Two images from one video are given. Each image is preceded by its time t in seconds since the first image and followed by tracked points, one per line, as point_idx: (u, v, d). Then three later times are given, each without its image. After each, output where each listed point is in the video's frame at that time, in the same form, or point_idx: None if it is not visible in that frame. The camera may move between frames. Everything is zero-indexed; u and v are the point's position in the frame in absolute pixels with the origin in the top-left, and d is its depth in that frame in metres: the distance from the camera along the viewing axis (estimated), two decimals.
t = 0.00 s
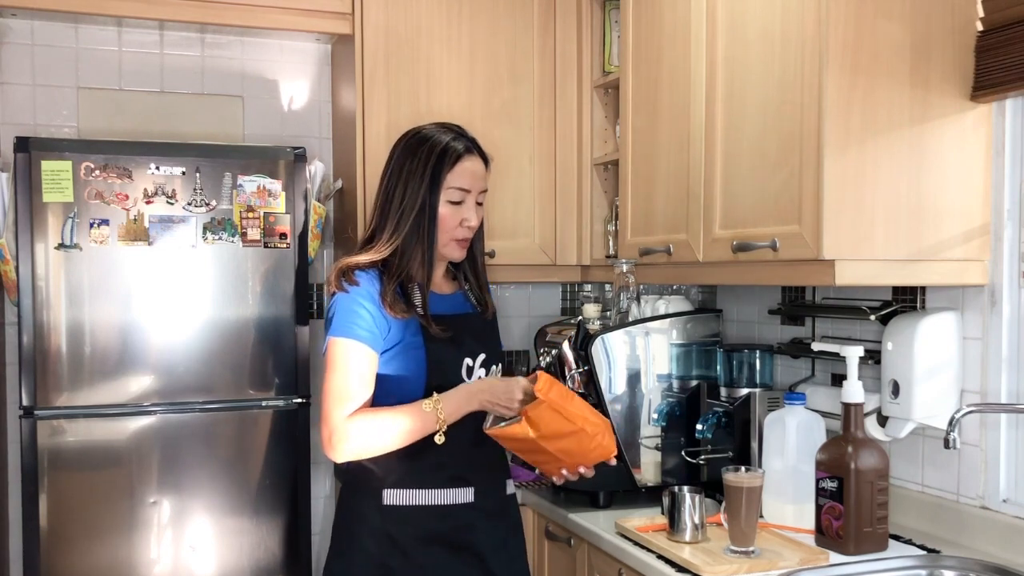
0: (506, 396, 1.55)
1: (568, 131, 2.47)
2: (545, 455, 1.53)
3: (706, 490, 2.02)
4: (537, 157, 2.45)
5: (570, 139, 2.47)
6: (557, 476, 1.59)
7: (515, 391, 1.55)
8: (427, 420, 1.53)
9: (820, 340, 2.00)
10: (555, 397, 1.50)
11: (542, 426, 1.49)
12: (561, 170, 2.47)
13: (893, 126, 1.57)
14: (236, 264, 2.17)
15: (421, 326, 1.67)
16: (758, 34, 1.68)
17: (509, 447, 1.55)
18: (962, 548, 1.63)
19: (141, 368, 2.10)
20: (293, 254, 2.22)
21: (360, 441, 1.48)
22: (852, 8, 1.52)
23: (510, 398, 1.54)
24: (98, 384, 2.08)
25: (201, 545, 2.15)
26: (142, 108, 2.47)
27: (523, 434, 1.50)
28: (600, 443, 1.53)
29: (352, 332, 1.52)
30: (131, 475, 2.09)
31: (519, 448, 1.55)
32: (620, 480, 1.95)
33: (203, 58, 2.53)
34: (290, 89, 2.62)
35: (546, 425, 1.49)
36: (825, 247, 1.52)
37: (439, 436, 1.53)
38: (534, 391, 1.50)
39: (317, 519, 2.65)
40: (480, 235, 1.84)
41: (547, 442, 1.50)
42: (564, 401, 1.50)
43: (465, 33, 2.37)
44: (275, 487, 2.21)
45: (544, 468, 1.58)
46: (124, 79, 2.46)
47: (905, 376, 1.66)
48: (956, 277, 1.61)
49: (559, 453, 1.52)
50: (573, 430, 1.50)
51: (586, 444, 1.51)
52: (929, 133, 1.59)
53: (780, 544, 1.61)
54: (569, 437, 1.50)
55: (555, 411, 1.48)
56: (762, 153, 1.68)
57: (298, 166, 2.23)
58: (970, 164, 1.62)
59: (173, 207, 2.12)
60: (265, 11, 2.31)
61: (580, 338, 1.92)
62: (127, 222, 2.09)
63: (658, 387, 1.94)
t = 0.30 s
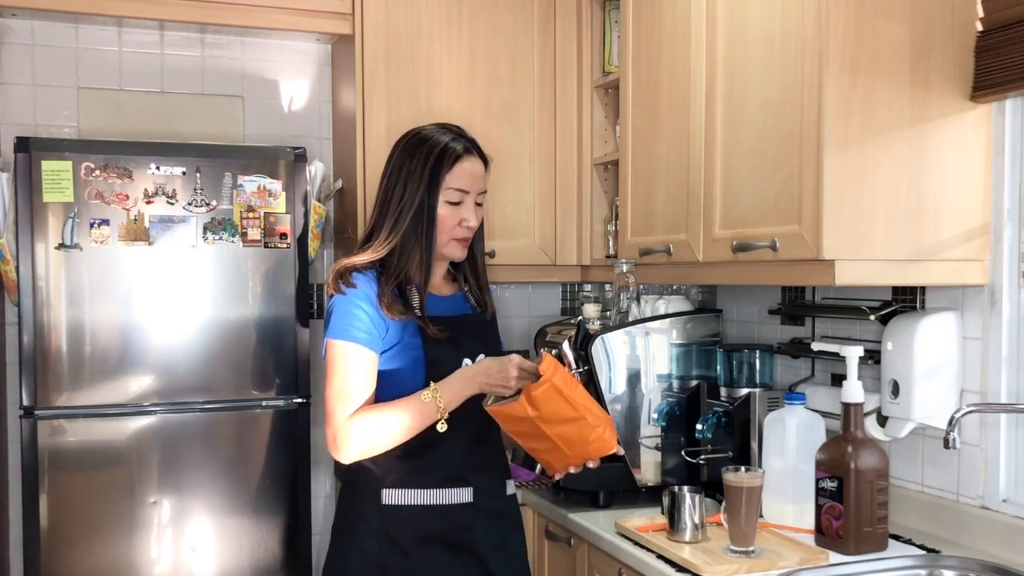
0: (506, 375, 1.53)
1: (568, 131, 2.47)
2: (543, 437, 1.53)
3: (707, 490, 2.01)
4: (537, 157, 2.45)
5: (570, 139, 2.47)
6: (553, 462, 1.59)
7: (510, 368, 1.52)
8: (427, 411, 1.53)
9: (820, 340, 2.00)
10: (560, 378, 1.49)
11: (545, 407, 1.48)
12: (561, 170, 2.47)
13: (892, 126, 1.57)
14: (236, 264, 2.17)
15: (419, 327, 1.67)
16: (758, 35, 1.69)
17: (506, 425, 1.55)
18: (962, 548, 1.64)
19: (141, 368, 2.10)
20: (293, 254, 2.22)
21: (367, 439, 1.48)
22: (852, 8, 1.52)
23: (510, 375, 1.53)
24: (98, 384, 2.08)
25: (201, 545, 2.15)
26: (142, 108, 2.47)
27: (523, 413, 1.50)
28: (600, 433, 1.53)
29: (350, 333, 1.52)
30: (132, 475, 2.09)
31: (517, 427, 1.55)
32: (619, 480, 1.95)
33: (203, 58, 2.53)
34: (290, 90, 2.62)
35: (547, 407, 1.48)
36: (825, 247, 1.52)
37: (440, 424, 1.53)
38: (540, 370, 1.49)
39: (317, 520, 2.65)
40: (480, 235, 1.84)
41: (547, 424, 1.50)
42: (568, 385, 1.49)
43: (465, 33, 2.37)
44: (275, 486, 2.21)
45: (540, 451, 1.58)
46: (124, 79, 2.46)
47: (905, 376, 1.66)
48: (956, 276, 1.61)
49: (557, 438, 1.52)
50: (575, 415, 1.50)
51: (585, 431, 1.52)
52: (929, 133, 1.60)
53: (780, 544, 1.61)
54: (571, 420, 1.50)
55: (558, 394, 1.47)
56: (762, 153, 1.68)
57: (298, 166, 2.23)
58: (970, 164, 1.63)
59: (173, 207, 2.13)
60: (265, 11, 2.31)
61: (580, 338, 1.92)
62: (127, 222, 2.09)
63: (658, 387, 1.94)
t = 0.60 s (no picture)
0: (512, 359, 1.54)
1: (568, 132, 2.47)
2: (539, 429, 1.51)
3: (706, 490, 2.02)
4: (536, 157, 2.45)
5: (570, 139, 2.47)
6: (550, 458, 1.57)
7: (518, 353, 1.54)
8: (435, 400, 1.53)
9: (820, 340, 2.00)
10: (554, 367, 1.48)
11: (539, 397, 1.47)
12: (561, 170, 2.47)
13: (892, 126, 1.57)
14: (236, 264, 2.17)
15: (420, 327, 1.67)
16: (758, 35, 1.68)
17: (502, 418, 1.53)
18: (962, 548, 1.63)
19: (141, 368, 2.10)
20: (293, 254, 2.22)
21: (374, 437, 1.48)
22: (852, 8, 1.52)
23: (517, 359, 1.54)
24: (98, 384, 2.08)
25: (201, 545, 2.15)
26: (143, 108, 2.47)
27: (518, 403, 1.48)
28: (596, 425, 1.52)
29: (351, 333, 1.52)
30: (132, 475, 2.09)
31: (512, 420, 1.53)
32: (619, 479, 1.95)
33: (203, 58, 2.53)
34: (290, 90, 2.62)
35: (542, 397, 1.47)
36: (824, 247, 1.52)
37: (450, 414, 1.54)
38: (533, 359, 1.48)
39: (316, 520, 2.65)
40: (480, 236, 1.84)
41: (542, 414, 1.49)
42: (562, 375, 1.49)
43: (465, 33, 2.37)
44: (275, 487, 2.21)
45: (536, 445, 1.56)
46: (124, 79, 2.46)
47: (905, 376, 1.66)
48: (956, 276, 1.61)
49: (553, 429, 1.50)
50: (569, 405, 1.49)
51: (581, 422, 1.51)
52: (929, 133, 1.59)
53: (780, 544, 1.61)
54: (566, 410, 1.49)
55: (553, 383, 1.47)
56: (762, 153, 1.68)
57: (298, 166, 2.23)
58: (970, 164, 1.63)
59: (173, 207, 2.13)
60: (265, 11, 2.31)
61: (580, 338, 1.92)
62: (127, 222, 2.09)
63: (658, 387, 1.94)
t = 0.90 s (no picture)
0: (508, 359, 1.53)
1: (568, 132, 2.47)
2: (539, 431, 1.51)
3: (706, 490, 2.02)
4: (536, 157, 2.45)
5: (570, 138, 2.47)
6: (549, 459, 1.57)
7: (517, 351, 1.52)
8: (432, 399, 1.52)
9: (820, 340, 2.00)
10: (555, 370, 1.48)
11: (539, 399, 1.47)
12: (561, 170, 2.47)
13: (892, 126, 1.57)
14: (236, 264, 2.17)
15: (423, 327, 1.67)
16: (758, 35, 1.68)
17: (502, 418, 1.54)
18: (962, 548, 1.64)
19: (141, 368, 2.10)
20: (293, 255, 2.22)
21: (374, 437, 1.48)
22: (852, 9, 1.52)
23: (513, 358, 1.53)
24: (97, 384, 2.07)
25: (201, 545, 2.15)
26: (143, 108, 2.47)
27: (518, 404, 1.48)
28: (596, 429, 1.51)
29: (352, 334, 1.52)
30: (132, 475, 2.09)
31: (512, 421, 1.53)
32: (619, 479, 1.95)
33: (203, 58, 2.53)
34: (290, 90, 2.62)
35: (542, 399, 1.47)
36: (825, 247, 1.52)
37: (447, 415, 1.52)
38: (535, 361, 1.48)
39: (317, 520, 2.65)
40: (481, 236, 1.84)
41: (542, 416, 1.49)
42: (563, 378, 1.48)
43: (465, 33, 2.37)
44: (275, 487, 2.21)
45: (535, 446, 1.55)
46: (124, 79, 2.46)
47: (905, 376, 1.66)
48: (956, 276, 1.61)
49: (552, 431, 1.50)
50: (569, 408, 1.49)
51: (580, 426, 1.50)
52: (929, 133, 1.59)
53: (780, 544, 1.61)
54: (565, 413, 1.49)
55: (554, 386, 1.47)
56: (762, 153, 1.68)
57: (298, 166, 2.23)
58: (970, 164, 1.63)
59: (173, 207, 2.12)
60: (266, 11, 2.31)
61: (580, 338, 1.92)
62: (127, 222, 2.09)
63: (658, 387, 1.94)
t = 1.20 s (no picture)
0: (492, 358, 1.49)
1: (568, 132, 2.47)
2: (549, 416, 1.53)
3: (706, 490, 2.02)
4: (536, 157, 2.45)
5: (570, 138, 2.47)
6: (550, 454, 1.57)
7: (497, 349, 1.48)
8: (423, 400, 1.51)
9: (820, 340, 2.00)
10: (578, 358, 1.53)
11: (558, 379, 1.51)
12: (561, 170, 2.47)
13: (892, 126, 1.57)
14: (236, 264, 2.17)
15: (424, 328, 1.67)
16: (758, 36, 1.68)
17: (516, 396, 1.56)
18: (962, 548, 1.63)
19: (141, 368, 2.10)
20: (293, 255, 2.22)
21: (372, 435, 1.48)
22: (852, 9, 1.52)
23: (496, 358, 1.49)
24: (97, 384, 2.07)
25: (201, 545, 2.15)
26: (143, 108, 2.47)
27: (537, 379, 1.52)
28: (605, 430, 1.54)
29: (351, 334, 1.52)
30: (131, 475, 2.09)
31: (527, 401, 1.55)
32: (619, 479, 1.94)
33: (203, 58, 2.53)
34: (290, 90, 2.62)
35: (561, 379, 1.51)
36: (825, 247, 1.52)
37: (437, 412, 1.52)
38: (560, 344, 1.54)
39: (317, 520, 2.65)
40: (483, 236, 1.84)
41: (557, 399, 1.52)
42: (586, 368, 1.53)
43: (465, 33, 2.37)
44: (275, 487, 2.21)
45: (541, 437, 1.57)
46: (124, 79, 2.46)
47: (905, 376, 1.66)
48: (956, 276, 1.61)
49: (563, 419, 1.52)
50: (585, 399, 1.53)
51: (591, 419, 1.53)
52: (929, 133, 1.59)
53: (780, 544, 1.61)
54: (580, 401, 1.52)
55: (574, 370, 1.52)
56: (762, 153, 1.68)
57: (298, 166, 2.23)
58: (970, 164, 1.63)
59: (173, 207, 2.12)
60: (266, 11, 2.31)
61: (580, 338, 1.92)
62: (127, 222, 2.09)
63: (658, 387, 1.94)
